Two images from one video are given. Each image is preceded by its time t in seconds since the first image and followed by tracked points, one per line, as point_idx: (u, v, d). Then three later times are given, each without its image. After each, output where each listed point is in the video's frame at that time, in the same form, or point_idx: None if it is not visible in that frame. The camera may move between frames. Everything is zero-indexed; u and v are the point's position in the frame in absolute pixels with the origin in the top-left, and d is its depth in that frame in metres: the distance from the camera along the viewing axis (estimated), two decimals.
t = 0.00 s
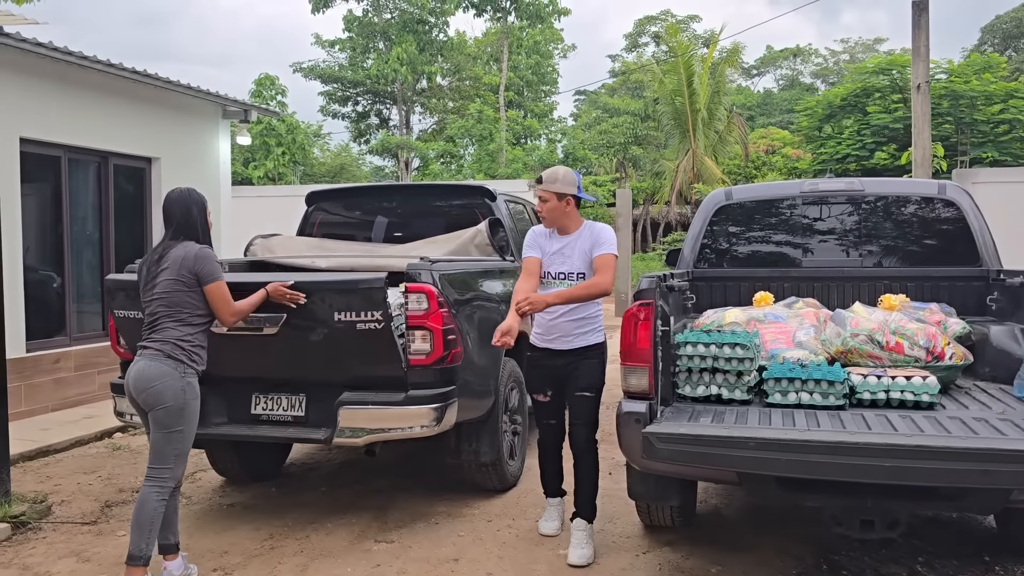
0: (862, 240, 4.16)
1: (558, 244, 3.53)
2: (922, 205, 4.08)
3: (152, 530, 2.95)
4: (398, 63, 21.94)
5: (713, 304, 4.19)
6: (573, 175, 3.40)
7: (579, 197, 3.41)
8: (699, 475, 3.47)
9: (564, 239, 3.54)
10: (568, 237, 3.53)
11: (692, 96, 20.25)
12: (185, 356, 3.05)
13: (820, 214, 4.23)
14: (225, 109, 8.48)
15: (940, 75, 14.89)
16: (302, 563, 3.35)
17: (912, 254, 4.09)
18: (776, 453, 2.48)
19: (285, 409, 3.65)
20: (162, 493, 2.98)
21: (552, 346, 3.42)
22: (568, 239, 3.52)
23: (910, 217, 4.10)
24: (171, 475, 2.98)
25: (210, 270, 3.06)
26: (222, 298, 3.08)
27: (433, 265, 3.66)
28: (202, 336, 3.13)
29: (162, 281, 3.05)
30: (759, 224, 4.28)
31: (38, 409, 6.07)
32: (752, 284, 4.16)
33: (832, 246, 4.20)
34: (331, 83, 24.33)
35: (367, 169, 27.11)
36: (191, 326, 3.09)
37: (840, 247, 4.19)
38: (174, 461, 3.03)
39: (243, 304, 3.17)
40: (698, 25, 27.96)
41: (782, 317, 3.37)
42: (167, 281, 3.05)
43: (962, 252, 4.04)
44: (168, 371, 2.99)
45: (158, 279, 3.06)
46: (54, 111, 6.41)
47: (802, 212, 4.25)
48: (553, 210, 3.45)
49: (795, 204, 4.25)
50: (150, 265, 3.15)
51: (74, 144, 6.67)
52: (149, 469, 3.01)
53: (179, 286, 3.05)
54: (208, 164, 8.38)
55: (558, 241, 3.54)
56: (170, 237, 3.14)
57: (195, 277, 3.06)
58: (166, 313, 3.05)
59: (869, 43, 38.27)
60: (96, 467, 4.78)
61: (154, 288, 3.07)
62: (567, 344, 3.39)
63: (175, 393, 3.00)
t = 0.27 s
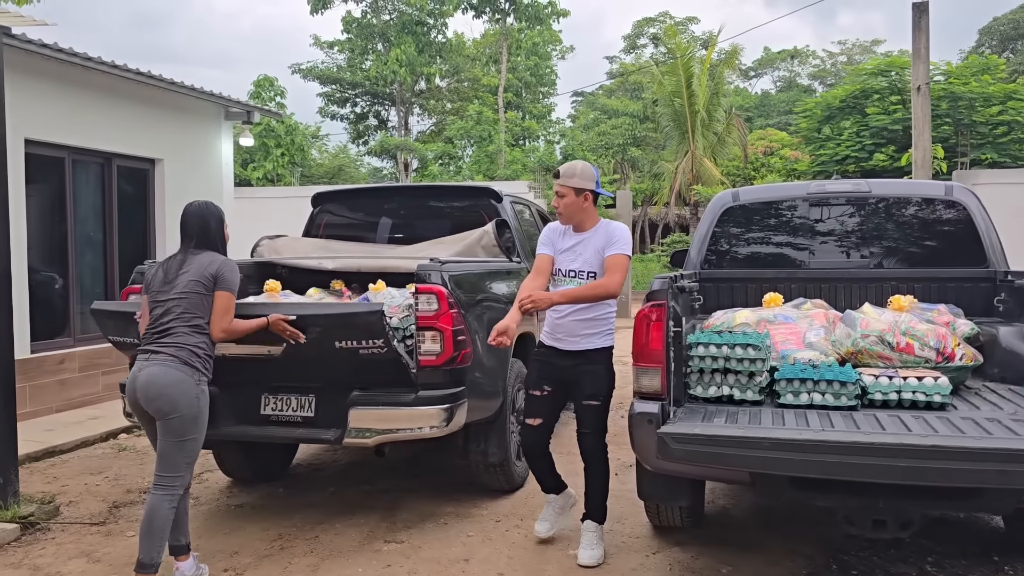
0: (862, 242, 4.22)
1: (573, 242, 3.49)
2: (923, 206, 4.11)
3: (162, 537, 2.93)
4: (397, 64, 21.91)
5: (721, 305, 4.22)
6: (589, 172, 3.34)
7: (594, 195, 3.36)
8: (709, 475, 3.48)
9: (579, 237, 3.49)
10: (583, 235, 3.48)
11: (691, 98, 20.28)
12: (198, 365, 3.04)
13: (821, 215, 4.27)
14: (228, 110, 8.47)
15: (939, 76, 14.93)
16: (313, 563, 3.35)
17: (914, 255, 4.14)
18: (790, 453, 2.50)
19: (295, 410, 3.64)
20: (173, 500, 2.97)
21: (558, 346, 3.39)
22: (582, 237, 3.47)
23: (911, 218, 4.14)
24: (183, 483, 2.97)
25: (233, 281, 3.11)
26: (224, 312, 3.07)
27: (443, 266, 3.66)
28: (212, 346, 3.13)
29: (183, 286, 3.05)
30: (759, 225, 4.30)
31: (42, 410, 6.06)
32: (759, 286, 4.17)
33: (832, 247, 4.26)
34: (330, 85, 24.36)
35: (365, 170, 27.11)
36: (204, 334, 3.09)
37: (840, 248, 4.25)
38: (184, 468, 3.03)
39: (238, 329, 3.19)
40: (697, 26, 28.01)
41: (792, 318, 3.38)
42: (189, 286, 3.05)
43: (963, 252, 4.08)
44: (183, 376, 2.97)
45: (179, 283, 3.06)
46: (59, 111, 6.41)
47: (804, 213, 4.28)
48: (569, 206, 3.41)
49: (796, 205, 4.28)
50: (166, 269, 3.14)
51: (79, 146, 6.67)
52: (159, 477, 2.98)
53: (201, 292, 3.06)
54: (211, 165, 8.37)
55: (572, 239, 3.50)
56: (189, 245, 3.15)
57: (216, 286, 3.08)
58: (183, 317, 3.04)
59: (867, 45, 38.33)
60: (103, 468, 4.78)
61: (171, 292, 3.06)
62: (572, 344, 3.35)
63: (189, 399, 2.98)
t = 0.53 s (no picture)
0: (859, 242, 4.29)
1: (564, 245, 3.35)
2: (919, 206, 4.18)
3: (184, 535, 2.94)
4: (394, 65, 21.91)
5: (725, 305, 4.28)
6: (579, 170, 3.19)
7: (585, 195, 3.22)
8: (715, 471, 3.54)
9: (570, 238, 3.34)
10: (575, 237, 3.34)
11: (687, 99, 20.36)
12: (205, 371, 2.99)
13: (818, 216, 4.33)
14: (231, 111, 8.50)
15: (934, 78, 15.04)
16: (325, 557, 3.40)
17: (909, 255, 4.22)
18: (798, 446, 2.56)
19: (306, 406, 3.67)
20: (198, 497, 2.98)
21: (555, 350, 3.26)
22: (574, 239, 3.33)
23: (908, 218, 4.21)
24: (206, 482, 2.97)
25: (249, 290, 3.09)
26: (236, 321, 3.04)
27: (453, 265, 3.72)
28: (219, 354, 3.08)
29: (199, 290, 3.03)
30: (756, 225, 4.36)
31: (48, 409, 6.09)
32: (761, 285, 4.23)
33: (829, 247, 4.33)
34: (327, 86, 24.45)
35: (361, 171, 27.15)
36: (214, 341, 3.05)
37: (836, 248, 4.32)
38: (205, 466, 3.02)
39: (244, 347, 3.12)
40: (692, 28, 28.12)
41: (796, 316, 3.45)
42: (205, 290, 3.02)
43: (959, 252, 4.16)
44: (189, 378, 2.91)
45: (195, 287, 3.03)
46: (66, 112, 6.45)
47: (801, 214, 4.34)
48: (558, 206, 3.27)
49: (793, 206, 4.35)
50: (183, 274, 3.12)
51: (86, 147, 6.71)
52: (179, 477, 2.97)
53: (216, 297, 3.03)
54: (214, 166, 8.40)
55: (564, 241, 3.35)
56: (207, 252, 3.14)
57: (231, 294, 3.06)
58: (195, 320, 2.99)
59: (861, 46, 38.51)
60: (111, 466, 4.81)
61: (185, 295, 3.02)
62: (570, 350, 3.22)
63: (196, 402, 2.92)
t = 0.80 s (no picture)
0: (851, 242, 4.36)
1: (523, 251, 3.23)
2: (911, 206, 4.29)
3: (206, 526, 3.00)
4: (388, 66, 21.90)
5: (723, 301, 4.37)
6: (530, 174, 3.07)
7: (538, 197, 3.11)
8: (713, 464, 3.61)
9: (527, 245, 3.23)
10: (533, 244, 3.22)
11: (680, 100, 20.47)
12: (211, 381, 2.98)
13: (811, 216, 4.41)
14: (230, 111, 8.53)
15: (924, 80, 15.19)
16: (332, 549, 3.46)
17: (897, 254, 4.30)
18: (798, 437, 2.64)
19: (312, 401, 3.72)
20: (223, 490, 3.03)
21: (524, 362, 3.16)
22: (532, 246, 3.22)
23: (900, 218, 4.31)
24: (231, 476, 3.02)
25: (263, 307, 3.12)
26: (249, 339, 3.06)
27: (457, 263, 3.79)
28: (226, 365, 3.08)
29: (214, 300, 3.04)
30: (748, 224, 4.42)
31: (51, 407, 6.13)
32: (758, 282, 4.31)
33: (821, 247, 4.40)
34: (321, 86, 24.49)
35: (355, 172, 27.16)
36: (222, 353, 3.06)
37: (828, 247, 4.39)
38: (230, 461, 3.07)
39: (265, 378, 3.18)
40: (685, 29, 28.25)
41: (793, 313, 3.53)
42: (221, 301, 3.04)
43: (951, 251, 4.23)
44: (196, 386, 2.90)
45: (210, 296, 3.05)
46: (67, 111, 6.48)
47: (793, 214, 4.42)
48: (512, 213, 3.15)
49: (786, 206, 4.43)
50: (199, 284, 3.15)
51: (87, 146, 6.74)
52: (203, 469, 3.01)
53: (230, 309, 3.05)
54: (213, 166, 8.43)
55: (521, 248, 3.24)
56: (226, 266, 3.18)
57: (246, 309, 3.09)
58: (208, 328, 3.00)
59: (853, 48, 38.74)
60: (116, 462, 4.86)
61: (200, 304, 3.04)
62: (541, 360, 3.12)
63: (205, 409, 2.92)
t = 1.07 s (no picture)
0: (842, 244, 4.45)
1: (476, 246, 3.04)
2: (902, 209, 4.35)
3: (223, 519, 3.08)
4: (382, 67, 21.92)
5: (717, 303, 4.40)
6: (480, 167, 2.85)
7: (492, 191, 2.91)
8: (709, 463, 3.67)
9: (481, 239, 3.03)
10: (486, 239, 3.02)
11: (673, 102, 20.55)
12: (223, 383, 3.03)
13: (803, 219, 4.48)
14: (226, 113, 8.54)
15: (915, 82, 15.30)
16: (333, 548, 3.50)
17: (890, 255, 4.38)
18: (793, 436, 2.70)
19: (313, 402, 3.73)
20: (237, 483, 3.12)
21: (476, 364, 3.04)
22: (484, 241, 3.02)
23: (892, 219, 4.37)
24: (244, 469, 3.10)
25: (266, 308, 3.16)
26: (256, 340, 3.09)
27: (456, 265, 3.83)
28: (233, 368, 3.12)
29: (217, 305, 3.08)
30: (742, 227, 4.49)
31: (48, 408, 6.15)
32: (752, 284, 4.36)
33: (814, 249, 4.47)
34: (314, 87, 24.50)
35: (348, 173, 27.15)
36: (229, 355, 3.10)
37: (821, 249, 4.46)
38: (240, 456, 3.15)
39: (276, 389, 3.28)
40: (677, 31, 28.35)
41: (788, 315, 3.59)
42: (225, 306, 3.08)
43: (940, 253, 4.32)
44: (209, 392, 2.94)
45: (212, 301, 3.09)
46: (65, 112, 6.50)
47: (786, 217, 4.48)
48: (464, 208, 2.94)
49: (779, 209, 4.49)
50: (199, 289, 3.19)
51: (84, 148, 6.76)
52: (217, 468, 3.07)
53: (234, 312, 3.08)
54: (210, 168, 8.45)
55: (474, 243, 3.04)
56: (224, 270, 3.21)
57: (249, 312, 3.12)
58: (214, 333, 3.04)
59: (844, 49, 38.97)
60: (116, 463, 4.89)
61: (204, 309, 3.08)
62: (489, 359, 2.99)
63: (220, 411, 2.97)
